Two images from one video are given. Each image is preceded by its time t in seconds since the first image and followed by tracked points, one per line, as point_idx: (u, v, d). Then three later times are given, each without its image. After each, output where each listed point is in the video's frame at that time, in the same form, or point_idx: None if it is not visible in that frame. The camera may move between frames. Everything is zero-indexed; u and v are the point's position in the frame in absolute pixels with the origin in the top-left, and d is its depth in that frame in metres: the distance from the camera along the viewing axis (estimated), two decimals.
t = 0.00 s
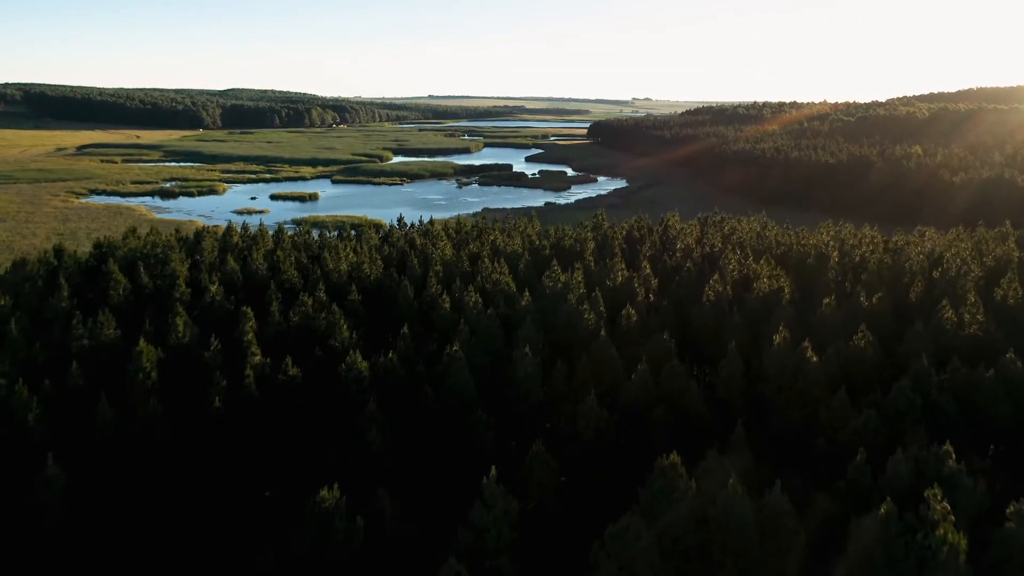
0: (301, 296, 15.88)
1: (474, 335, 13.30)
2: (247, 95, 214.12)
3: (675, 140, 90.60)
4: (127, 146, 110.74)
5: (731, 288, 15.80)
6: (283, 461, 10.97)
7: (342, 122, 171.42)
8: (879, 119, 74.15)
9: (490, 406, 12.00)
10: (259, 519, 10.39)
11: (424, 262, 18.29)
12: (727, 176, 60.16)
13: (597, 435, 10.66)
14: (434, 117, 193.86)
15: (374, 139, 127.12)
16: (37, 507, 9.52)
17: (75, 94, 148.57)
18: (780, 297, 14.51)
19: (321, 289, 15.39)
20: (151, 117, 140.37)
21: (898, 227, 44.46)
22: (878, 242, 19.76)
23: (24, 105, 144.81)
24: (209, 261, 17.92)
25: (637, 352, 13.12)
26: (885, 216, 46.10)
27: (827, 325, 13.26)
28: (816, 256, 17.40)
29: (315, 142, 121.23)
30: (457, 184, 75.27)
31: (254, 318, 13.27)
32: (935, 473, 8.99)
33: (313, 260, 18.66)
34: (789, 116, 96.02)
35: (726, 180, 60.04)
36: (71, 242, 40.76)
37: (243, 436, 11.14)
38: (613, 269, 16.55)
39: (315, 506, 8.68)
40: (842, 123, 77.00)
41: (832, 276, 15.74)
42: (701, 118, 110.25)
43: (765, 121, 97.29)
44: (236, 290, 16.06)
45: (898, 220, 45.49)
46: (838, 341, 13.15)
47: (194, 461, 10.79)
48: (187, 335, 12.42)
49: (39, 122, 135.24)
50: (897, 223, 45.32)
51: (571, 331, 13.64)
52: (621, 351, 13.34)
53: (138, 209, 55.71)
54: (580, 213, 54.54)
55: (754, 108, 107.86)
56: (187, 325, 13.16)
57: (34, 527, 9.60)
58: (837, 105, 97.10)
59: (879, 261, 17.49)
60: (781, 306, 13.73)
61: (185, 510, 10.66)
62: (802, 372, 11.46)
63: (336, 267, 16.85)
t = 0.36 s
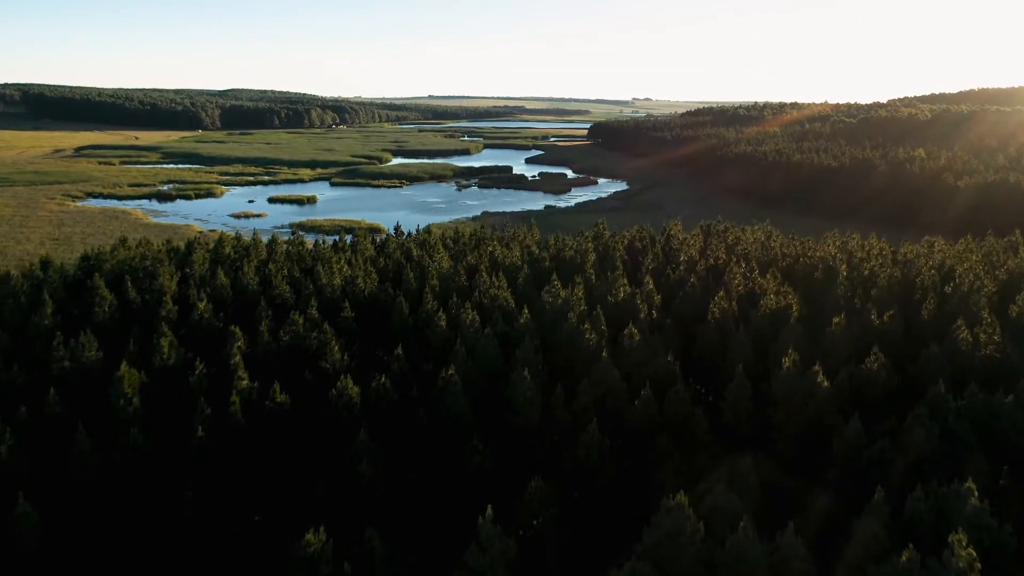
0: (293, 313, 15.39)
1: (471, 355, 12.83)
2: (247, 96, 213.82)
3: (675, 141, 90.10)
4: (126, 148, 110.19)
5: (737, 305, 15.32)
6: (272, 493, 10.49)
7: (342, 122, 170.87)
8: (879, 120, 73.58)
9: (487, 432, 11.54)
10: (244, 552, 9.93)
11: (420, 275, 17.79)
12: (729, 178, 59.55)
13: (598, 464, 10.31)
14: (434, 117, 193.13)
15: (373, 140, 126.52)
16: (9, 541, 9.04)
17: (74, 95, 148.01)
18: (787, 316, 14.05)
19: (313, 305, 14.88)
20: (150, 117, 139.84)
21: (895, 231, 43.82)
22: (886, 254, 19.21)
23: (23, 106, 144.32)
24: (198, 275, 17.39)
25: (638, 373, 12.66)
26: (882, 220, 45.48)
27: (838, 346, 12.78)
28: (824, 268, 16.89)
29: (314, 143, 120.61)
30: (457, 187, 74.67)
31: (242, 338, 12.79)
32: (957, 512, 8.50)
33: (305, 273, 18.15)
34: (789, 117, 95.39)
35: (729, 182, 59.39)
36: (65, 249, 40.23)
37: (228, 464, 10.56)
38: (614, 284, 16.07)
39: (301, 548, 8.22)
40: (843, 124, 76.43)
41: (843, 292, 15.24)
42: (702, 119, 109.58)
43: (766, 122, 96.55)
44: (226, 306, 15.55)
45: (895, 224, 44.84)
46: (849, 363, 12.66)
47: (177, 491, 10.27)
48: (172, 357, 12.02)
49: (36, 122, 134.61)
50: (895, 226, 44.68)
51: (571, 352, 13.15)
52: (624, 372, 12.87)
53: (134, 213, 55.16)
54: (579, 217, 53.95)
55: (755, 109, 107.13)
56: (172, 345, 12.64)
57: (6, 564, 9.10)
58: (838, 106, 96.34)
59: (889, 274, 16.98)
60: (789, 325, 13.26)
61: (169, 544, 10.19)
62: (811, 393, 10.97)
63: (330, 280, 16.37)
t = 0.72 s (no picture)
0: (285, 331, 14.88)
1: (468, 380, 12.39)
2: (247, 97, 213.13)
3: (674, 143, 89.51)
4: (124, 149, 109.51)
5: (743, 322, 14.84)
6: (258, 529, 9.99)
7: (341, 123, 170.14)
8: (881, 121, 72.83)
9: (483, 460, 11.08)
10: None
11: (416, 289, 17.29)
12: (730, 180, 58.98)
13: (599, 497, 9.88)
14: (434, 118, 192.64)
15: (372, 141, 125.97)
16: None
17: (73, 96, 147.27)
18: (796, 334, 13.53)
19: (304, 323, 14.38)
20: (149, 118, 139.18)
21: (893, 235, 43.18)
22: (895, 268, 18.65)
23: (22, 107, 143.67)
24: (187, 290, 16.86)
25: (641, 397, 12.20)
26: (879, 223, 44.88)
27: (849, 368, 12.30)
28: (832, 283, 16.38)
29: (313, 144, 120.16)
30: (456, 190, 74.10)
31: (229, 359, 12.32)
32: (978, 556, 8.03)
33: (298, 288, 17.64)
34: (789, 118, 94.70)
35: (729, 183, 58.78)
36: (58, 255, 39.76)
37: (212, 496, 10.10)
38: (616, 300, 15.60)
39: None
40: (844, 127, 75.71)
41: (852, 309, 14.72)
42: (703, 120, 108.82)
43: (767, 123, 95.78)
44: (215, 324, 15.06)
45: (893, 227, 44.21)
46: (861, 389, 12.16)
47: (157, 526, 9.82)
48: (155, 380, 11.57)
49: (35, 123, 134.36)
50: (893, 230, 44.06)
51: (572, 375, 12.68)
52: (626, 396, 12.42)
53: (130, 216, 54.73)
54: (578, 221, 53.37)
55: (756, 110, 106.35)
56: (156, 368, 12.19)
57: None
58: (840, 107, 95.51)
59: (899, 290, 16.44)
60: (797, 346, 12.79)
61: None
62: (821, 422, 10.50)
63: (323, 295, 15.88)
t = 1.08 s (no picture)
0: (276, 352, 14.37)
1: (465, 407, 11.98)
2: (246, 98, 212.67)
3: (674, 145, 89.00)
4: (122, 151, 109.04)
5: (750, 341, 14.36)
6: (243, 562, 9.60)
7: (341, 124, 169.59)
8: (882, 123, 72.30)
9: (480, 492, 10.62)
10: None
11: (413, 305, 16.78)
12: (730, 181, 58.59)
13: (603, 536, 9.44)
14: (433, 119, 192.15)
15: (372, 142, 125.42)
16: None
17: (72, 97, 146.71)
18: (807, 354, 13.05)
19: (295, 343, 13.88)
20: (147, 119, 138.66)
21: (889, 239, 42.85)
22: (905, 281, 18.16)
23: (21, 108, 143.19)
24: (177, 306, 16.37)
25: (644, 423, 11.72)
26: (873, 226, 44.61)
27: (861, 394, 11.86)
28: (840, 298, 15.94)
29: (313, 146, 119.67)
30: (455, 192, 73.62)
31: (216, 383, 11.89)
32: None
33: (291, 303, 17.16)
34: (789, 120, 94.21)
35: (729, 184, 58.39)
36: (51, 262, 39.28)
37: (194, 533, 9.65)
38: (619, 317, 15.11)
39: None
40: (845, 129, 75.22)
41: (863, 327, 14.20)
42: (703, 121, 108.29)
43: (767, 124, 95.19)
44: (203, 343, 14.57)
45: (887, 230, 43.93)
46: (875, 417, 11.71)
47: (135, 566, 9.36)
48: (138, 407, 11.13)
49: (34, 124, 133.89)
50: (887, 234, 43.78)
51: (571, 399, 12.22)
52: (630, 420, 11.97)
53: (126, 220, 54.27)
54: (576, 223, 52.96)
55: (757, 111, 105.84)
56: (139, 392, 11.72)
57: None
58: (841, 108, 94.99)
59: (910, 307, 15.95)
60: (807, 369, 12.32)
61: None
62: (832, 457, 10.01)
63: (314, 311, 15.39)
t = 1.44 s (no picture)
0: (265, 373, 13.82)
1: (462, 435, 11.49)
2: (246, 99, 212.35)
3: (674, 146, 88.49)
4: (121, 152, 108.49)
5: (757, 361, 13.86)
6: None
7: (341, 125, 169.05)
8: (884, 124, 71.76)
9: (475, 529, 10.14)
10: None
11: (409, 322, 16.28)
12: (732, 184, 58.26)
13: None
14: (434, 119, 191.65)
15: (371, 143, 124.73)
16: None
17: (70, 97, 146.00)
18: (818, 377, 12.53)
19: (285, 364, 13.36)
20: (147, 119, 138.18)
21: (888, 242, 42.53)
22: (917, 296, 17.63)
23: (20, 110, 142.70)
24: (165, 323, 15.89)
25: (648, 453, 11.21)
26: (870, 229, 44.38)
27: (874, 420, 11.38)
28: (850, 315, 15.42)
29: (312, 147, 119.10)
30: (455, 195, 73.08)
31: (201, 410, 11.42)
32: None
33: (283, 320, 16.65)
34: (790, 121, 93.80)
35: (731, 187, 57.85)
36: (45, 269, 38.74)
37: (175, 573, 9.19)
38: (621, 336, 14.60)
39: None
40: (847, 131, 74.73)
41: (875, 347, 13.66)
42: (704, 122, 107.77)
43: (768, 125, 94.65)
44: (190, 363, 13.98)
45: (884, 233, 43.69)
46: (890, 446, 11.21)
47: None
48: (120, 437, 10.69)
49: (32, 125, 133.34)
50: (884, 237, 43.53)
51: (572, 426, 11.72)
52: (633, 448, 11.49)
53: (122, 224, 53.76)
54: (576, 227, 52.56)
55: (758, 112, 105.26)
56: (122, 417, 11.22)
57: None
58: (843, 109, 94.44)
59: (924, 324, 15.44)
60: (818, 394, 11.82)
61: None
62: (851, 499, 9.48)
63: (306, 328, 14.87)
